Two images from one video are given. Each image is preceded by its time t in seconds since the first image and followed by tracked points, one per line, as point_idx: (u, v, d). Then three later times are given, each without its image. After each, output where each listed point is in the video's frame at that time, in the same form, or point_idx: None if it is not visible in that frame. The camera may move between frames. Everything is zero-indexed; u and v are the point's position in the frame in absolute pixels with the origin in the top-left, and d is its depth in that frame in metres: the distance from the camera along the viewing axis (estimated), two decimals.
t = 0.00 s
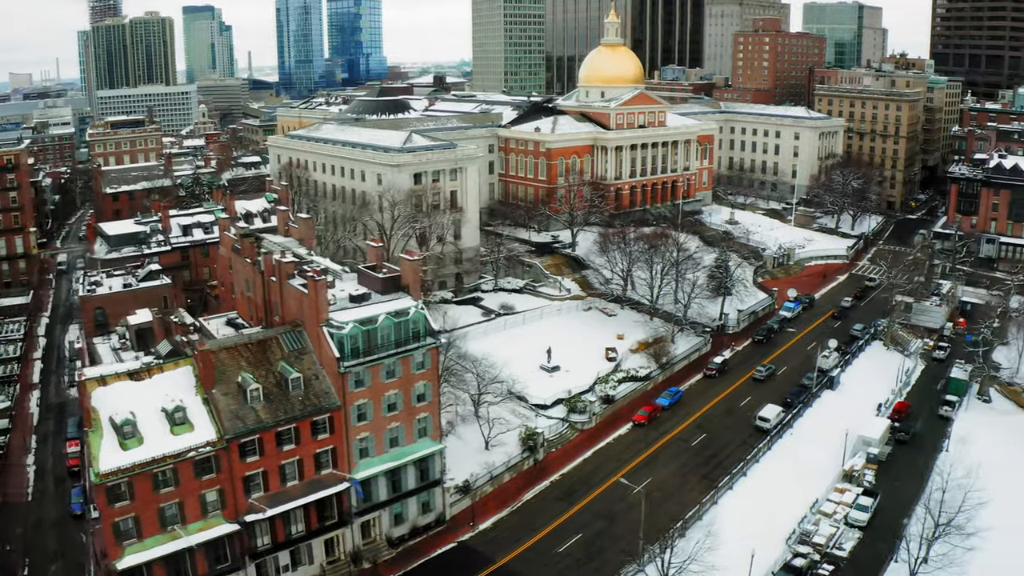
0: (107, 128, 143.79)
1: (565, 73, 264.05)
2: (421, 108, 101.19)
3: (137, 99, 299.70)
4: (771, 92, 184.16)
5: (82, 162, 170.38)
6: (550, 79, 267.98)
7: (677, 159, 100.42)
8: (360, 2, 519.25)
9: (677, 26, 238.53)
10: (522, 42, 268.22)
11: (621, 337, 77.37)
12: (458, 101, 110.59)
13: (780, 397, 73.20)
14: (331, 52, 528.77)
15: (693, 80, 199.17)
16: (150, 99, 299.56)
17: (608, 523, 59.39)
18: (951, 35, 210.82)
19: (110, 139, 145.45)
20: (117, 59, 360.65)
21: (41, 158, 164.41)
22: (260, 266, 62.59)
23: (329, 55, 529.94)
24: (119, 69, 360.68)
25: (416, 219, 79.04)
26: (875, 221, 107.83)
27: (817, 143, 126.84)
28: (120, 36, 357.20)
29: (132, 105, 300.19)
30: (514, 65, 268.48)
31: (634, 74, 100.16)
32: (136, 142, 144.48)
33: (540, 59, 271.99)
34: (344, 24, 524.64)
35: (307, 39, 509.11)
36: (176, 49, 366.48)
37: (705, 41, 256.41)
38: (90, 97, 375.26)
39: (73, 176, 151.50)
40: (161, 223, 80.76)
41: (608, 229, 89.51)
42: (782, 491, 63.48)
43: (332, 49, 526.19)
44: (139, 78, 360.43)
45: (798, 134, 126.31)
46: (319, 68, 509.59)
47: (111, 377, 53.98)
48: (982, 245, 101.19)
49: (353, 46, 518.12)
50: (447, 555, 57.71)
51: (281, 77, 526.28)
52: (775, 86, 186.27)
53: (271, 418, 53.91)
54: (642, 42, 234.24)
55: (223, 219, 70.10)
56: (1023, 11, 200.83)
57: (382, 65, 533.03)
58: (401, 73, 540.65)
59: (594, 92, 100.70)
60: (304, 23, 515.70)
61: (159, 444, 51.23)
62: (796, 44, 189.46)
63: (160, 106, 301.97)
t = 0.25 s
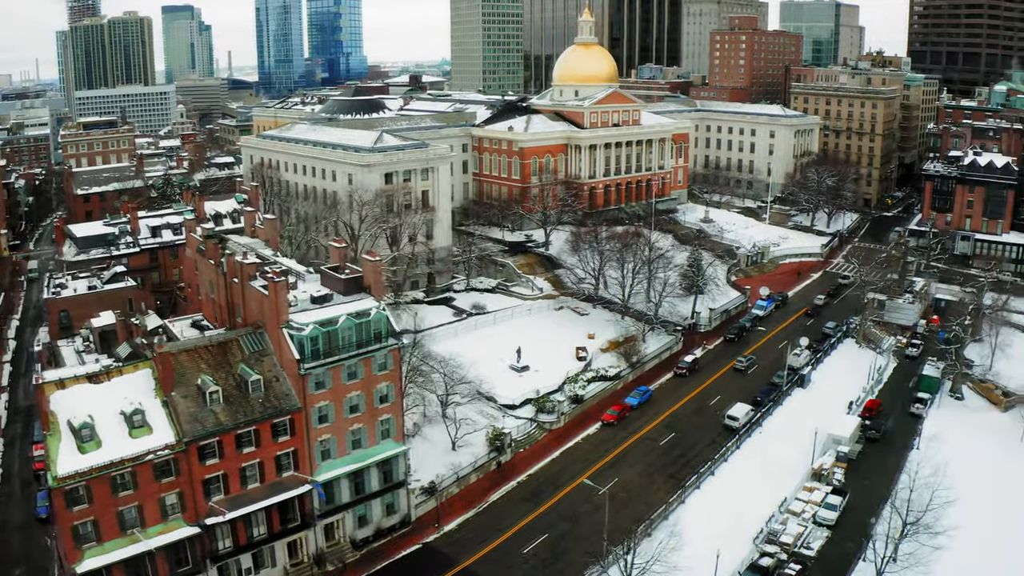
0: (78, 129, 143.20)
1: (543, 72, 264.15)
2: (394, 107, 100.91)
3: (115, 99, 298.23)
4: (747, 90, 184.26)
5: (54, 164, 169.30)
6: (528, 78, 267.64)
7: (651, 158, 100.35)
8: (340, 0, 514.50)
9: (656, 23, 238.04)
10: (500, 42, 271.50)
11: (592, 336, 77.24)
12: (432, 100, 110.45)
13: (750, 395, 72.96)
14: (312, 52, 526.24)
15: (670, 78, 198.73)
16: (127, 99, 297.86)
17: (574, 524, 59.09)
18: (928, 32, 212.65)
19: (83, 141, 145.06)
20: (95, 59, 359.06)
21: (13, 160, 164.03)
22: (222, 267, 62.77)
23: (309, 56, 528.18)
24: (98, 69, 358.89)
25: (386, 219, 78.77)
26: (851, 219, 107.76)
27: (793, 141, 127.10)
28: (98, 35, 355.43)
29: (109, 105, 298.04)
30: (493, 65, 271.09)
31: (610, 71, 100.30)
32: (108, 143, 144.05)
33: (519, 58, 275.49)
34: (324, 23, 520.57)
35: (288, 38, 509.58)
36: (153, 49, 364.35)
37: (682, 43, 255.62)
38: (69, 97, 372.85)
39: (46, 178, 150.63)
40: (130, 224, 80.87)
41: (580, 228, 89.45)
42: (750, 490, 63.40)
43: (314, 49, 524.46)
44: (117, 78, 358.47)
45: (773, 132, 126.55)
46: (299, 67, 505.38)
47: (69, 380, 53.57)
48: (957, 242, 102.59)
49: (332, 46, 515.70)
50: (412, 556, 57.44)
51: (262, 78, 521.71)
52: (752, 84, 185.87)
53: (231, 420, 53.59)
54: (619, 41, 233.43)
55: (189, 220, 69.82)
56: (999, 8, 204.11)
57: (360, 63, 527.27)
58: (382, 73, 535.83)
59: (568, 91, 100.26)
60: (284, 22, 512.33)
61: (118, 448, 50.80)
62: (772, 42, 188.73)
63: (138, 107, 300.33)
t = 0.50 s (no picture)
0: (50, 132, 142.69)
1: (520, 73, 264.38)
2: (368, 107, 100.66)
3: (93, 100, 296.85)
4: (723, 89, 184.50)
5: (25, 166, 168.41)
6: (505, 78, 267.99)
7: (626, 158, 100.52)
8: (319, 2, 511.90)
9: (632, 23, 237.91)
10: (477, 42, 271.22)
11: (562, 336, 77.18)
12: (406, 101, 110.28)
13: (719, 395, 72.91)
14: (292, 52, 523.96)
15: (647, 78, 198.56)
16: (105, 101, 296.80)
17: (540, 526, 58.85)
18: (905, 32, 215.18)
19: (56, 143, 144.91)
20: (74, 61, 357.51)
21: None
22: (185, 270, 62.81)
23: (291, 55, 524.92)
24: (76, 70, 357.38)
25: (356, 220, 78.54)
26: (826, 217, 107.93)
27: (768, 140, 127.52)
28: (75, 35, 353.81)
29: (86, 106, 296.61)
30: (470, 65, 271.94)
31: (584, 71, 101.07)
32: (79, 146, 144.00)
33: (496, 58, 274.63)
34: (304, 24, 518.21)
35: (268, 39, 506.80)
36: (130, 51, 363.32)
37: (660, 45, 254.92)
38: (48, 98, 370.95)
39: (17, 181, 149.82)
40: (99, 228, 80.81)
41: (551, 228, 89.40)
42: (717, 490, 63.34)
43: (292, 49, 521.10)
44: (95, 79, 356.97)
45: (748, 131, 126.96)
46: (280, 67, 499.64)
47: (28, 383, 53.00)
48: (931, 240, 103.18)
49: (312, 47, 514.32)
50: (376, 558, 57.23)
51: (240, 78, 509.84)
52: (728, 83, 186.03)
53: (190, 423, 53.45)
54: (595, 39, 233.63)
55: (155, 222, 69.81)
56: (975, 7, 205.20)
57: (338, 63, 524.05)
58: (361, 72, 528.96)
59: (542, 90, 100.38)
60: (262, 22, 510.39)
61: (77, 451, 50.31)
62: (748, 42, 189.22)
63: (116, 108, 299.07)
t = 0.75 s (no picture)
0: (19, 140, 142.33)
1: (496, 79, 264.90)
2: (339, 115, 100.90)
3: (70, 108, 295.69)
4: (696, 95, 185.43)
5: None
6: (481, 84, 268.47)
7: (597, 164, 101.40)
8: (297, 11, 496.84)
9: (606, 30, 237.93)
10: (454, 49, 271.05)
11: (530, 343, 77.17)
12: (377, 108, 110.58)
13: (686, 401, 72.96)
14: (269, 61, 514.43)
15: (621, 84, 198.90)
16: (81, 108, 295.91)
17: (503, 534, 58.55)
18: (878, 37, 218.27)
19: (25, 151, 144.50)
20: (51, 69, 356.14)
21: None
22: (145, 279, 62.81)
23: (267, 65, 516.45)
24: (53, 77, 356.11)
25: (323, 228, 78.62)
26: (797, 222, 109.23)
27: (740, 146, 128.24)
28: (51, 42, 352.39)
29: (61, 114, 295.32)
30: (447, 72, 270.75)
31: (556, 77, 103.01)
32: (49, 154, 143.79)
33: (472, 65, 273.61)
34: (281, 30, 499.65)
35: (244, 46, 500.08)
36: (107, 58, 362.76)
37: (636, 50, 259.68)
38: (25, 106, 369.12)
39: None
40: (65, 237, 80.87)
41: (521, 235, 89.61)
42: (682, 497, 63.15)
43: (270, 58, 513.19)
44: (71, 86, 355.76)
45: (720, 137, 127.47)
46: (257, 74, 499.96)
47: None
48: (903, 245, 103.28)
49: (289, 54, 495.55)
50: (337, 567, 56.93)
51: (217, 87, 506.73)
52: (701, 89, 186.79)
53: (146, 433, 53.04)
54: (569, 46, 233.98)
55: (119, 231, 69.96)
56: (948, 12, 207.92)
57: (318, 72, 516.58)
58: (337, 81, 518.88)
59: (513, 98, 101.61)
60: (240, 28, 502.54)
61: (33, 461, 49.71)
62: (721, 48, 190.10)
63: (92, 115, 298.08)
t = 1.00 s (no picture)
0: None
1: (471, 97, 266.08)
2: (310, 134, 101.49)
3: (44, 127, 294.74)
4: (667, 113, 186.87)
5: None
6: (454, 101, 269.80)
7: (566, 182, 103.25)
8: (272, 28, 498.07)
9: (579, 46, 236.62)
10: (427, 68, 274.76)
11: (496, 361, 77.19)
12: (347, 127, 111.16)
13: (650, 418, 72.97)
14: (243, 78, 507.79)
15: (593, 102, 199.98)
16: (55, 127, 295.19)
17: (463, 551, 57.98)
18: (849, 54, 221.90)
19: None
20: (27, 87, 355.18)
21: None
22: (105, 298, 62.57)
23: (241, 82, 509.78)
24: (28, 95, 355.19)
25: (289, 247, 78.43)
26: (767, 238, 110.87)
27: (710, 162, 129.68)
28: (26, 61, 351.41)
29: (35, 132, 294.20)
30: (420, 90, 273.94)
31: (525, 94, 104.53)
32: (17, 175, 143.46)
33: (446, 84, 277.71)
34: (257, 49, 501.57)
35: (219, 65, 496.87)
36: (83, 77, 362.42)
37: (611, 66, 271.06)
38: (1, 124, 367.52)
39: None
40: (29, 256, 80.43)
41: (488, 252, 89.84)
42: (645, 512, 62.75)
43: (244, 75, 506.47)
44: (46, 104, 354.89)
45: (690, 154, 128.88)
46: (231, 93, 495.63)
47: None
48: (872, 259, 104.07)
49: (264, 73, 496.63)
50: None
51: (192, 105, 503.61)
52: (672, 107, 188.45)
53: (102, 452, 52.64)
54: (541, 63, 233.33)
55: (82, 250, 69.63)
56: (917, 28, 211.56)
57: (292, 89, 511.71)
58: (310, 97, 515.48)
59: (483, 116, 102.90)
60: (216, 47, 501.53)
61: None
62: (692, 65, 191.82)
63: (66, 134, 297.27)
